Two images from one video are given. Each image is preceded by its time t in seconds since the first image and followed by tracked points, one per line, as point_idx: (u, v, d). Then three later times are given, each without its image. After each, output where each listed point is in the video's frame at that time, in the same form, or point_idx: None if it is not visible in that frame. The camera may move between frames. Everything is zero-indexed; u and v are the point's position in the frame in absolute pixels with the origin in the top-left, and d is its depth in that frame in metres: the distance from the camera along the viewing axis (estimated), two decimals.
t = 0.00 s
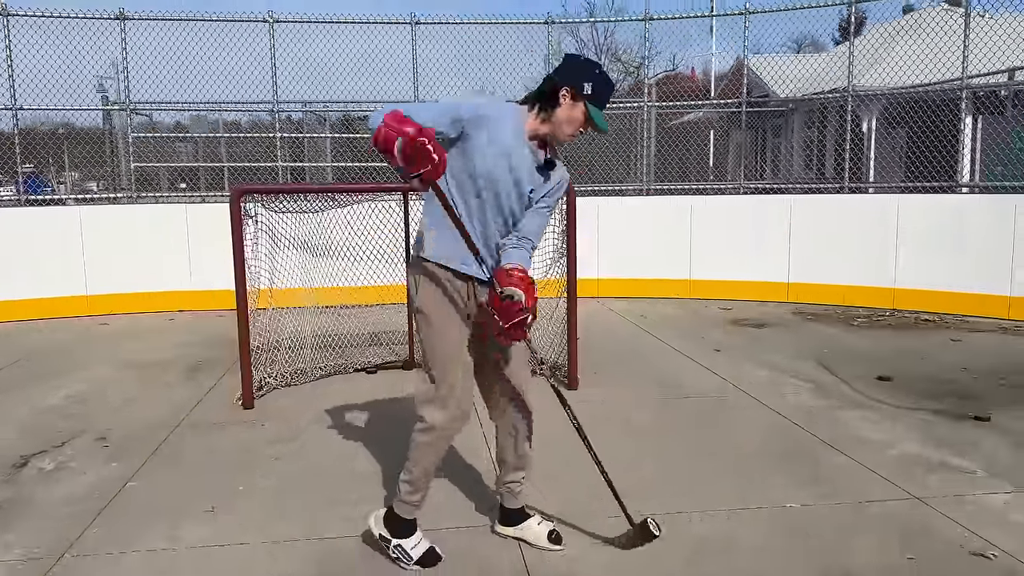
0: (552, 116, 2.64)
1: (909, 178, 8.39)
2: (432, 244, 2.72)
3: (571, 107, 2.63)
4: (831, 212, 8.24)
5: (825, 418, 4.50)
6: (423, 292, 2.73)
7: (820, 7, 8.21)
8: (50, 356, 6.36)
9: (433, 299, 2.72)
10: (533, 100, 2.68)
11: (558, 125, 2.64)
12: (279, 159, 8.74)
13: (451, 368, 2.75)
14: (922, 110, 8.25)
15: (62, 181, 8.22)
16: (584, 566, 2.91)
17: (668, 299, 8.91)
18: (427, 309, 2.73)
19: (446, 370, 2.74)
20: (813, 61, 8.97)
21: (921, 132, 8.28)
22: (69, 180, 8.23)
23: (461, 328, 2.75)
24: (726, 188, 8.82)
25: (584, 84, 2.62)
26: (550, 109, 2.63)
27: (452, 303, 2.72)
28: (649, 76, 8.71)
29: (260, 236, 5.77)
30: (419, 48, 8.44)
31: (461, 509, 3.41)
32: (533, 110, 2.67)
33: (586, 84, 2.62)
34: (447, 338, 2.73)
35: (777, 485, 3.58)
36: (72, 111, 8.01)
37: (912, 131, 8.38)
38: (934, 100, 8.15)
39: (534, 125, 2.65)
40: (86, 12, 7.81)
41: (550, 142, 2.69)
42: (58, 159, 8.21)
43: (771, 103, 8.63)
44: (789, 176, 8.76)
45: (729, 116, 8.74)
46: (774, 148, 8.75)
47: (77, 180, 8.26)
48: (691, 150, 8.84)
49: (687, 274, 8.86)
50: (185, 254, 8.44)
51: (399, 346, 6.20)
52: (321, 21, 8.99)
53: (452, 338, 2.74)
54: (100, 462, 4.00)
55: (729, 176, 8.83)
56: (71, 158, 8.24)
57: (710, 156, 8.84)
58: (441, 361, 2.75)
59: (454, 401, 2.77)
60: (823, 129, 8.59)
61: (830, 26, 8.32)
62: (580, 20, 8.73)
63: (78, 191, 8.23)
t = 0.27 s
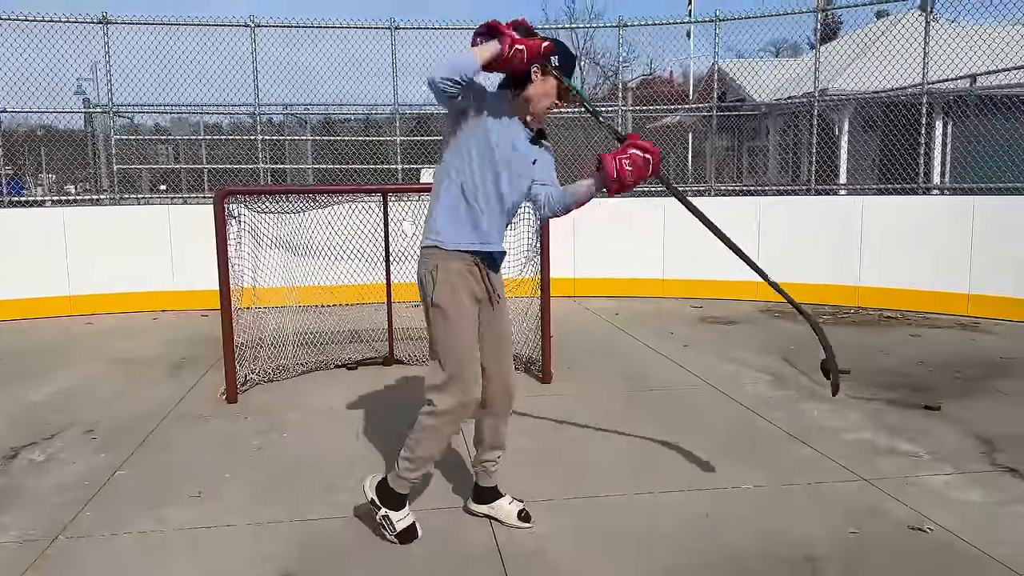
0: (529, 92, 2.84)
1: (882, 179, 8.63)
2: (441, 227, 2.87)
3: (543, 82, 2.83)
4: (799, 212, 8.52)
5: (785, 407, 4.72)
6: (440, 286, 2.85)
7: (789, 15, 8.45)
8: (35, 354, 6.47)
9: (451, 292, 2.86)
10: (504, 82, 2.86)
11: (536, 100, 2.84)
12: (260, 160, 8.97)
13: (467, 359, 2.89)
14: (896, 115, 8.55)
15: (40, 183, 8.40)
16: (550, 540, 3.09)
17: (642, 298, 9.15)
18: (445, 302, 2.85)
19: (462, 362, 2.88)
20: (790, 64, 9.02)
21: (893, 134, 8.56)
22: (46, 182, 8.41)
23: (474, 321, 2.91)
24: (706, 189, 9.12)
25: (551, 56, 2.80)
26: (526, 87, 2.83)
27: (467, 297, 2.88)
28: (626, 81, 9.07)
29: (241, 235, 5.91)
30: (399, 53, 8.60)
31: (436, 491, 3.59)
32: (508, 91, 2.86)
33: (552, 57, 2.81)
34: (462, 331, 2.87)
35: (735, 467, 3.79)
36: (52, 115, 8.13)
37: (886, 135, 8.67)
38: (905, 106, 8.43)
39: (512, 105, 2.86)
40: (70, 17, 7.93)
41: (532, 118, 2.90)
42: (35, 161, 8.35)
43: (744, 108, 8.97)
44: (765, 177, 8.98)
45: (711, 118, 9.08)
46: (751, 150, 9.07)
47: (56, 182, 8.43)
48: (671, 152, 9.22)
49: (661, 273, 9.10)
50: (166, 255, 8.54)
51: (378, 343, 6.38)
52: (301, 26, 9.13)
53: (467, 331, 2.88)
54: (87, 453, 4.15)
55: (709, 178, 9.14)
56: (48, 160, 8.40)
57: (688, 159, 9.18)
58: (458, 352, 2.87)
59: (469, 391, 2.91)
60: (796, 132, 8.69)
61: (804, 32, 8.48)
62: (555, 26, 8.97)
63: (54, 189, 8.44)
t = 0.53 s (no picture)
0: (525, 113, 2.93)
1: (867, 187, 8.82)
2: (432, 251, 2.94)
3: (534, 100, 2.93)
4: (779, 220, 8.73)
5: (758, 407, 4.91)
6: (443, 297, 2.89)
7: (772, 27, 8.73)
8: (30, 359, 6.60)
9: (453, 302, 2.92)
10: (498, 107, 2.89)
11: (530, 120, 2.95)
12: (253, 169, 9.11)
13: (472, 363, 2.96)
14: (878, 122, 8.71)
15: (28, 188, 8.46)
16: (527, 532, 3.26)
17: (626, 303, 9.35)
18: (450, 311, 2.90)
19: (467, 364, 2.95)
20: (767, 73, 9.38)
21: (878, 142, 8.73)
22: (36, 187, 8.47)
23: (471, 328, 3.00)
24: (691, 198, 9.25)
25: (540, 74, 2.90)
26: (520, 109, 2.91)
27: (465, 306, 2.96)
28: (616, 87, 9.23)
29: (234, 243, 6.08)
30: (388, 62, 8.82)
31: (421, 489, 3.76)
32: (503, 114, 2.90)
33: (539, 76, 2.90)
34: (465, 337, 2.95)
35: (706, 464, 3.97)
36: (45, 123, 8.27)
37: (871, 142, 8.82)
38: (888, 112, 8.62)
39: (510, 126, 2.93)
40: (64, 27, 8.09)
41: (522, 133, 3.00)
42: (24, 168, 8.44)
43: (725, 118, 9.14)
44: (752, 184, 9.01)
45: (697, 126, 9.25)
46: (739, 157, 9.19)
47: (45, 187, 8.50)
48: (660, 158, 9.41)
49: (645, 278, 9.30)
50: (159, 261, 8.68)
51: (366, 347, 6.54)
52: (292, 35, 9.30)
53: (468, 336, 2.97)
54: (85, 454, 4.32)
55: (694, 187, 9.26)
56: (37, 166, 8.47)
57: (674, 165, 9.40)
58: (464, 358, 2.94)
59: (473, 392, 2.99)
60: (783, 138, 8.93)
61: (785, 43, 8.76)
62: (542, 36, 9.18)
63: (46, 196, 8.47)
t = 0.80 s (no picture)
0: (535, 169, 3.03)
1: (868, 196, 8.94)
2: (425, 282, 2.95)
3: (543, 154, 3.03)
4: (776, 228, 8.86)
5: (753, 412, 5.03)
6: (457, 321, 2.95)
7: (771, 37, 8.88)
8: (41, 365, 6.73)
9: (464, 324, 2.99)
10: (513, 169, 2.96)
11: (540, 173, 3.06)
12: (258, 178, 9.27)
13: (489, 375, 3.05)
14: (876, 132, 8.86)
15: (29, 196, 8.58)
16: (528, 531, 3.38)
17: (626, 310, 9.47)
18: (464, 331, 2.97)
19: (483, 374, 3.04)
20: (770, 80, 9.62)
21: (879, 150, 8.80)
22: (37, 195, 8.61)
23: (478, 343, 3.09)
24: (689, 206, 9.43)
25: (546, 130, 3.00)
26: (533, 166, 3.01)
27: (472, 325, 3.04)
28: (617, 96, 9.67)
29: (242, 251, 6.22)
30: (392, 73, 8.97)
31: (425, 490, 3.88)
32: (519, 175, 2.98)
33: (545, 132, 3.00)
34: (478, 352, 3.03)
35: (703, 466, 4.09)
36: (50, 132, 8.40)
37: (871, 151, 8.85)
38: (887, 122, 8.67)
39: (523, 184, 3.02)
40: (74, 38, 8.24)
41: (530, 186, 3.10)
42: (25, 175, 8.50)
43: (725, 128, 9.24)
44: (751, 192, 9.35)
45: (695, 134, 9.34)
46: (738, 164, 9.41)
47: (46, 195, 8.65)
48: (661, 166, 9.51)
49: (644, 285, 9.44)
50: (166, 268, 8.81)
51: (370, 352, 6.67)
52: (297, 47, 9.46)
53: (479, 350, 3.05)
54: (99, 457, 4.45)
55: (694, 196, 9.48)
56: (40, 172, 8.58)
57: (673, 173, 9.50)
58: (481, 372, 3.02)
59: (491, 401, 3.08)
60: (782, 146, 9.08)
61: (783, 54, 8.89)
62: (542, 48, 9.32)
63: (47, 203, 8.69)
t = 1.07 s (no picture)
0: (500, 155, 3.20)
1: (875, 203, 9.09)
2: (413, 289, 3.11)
3: (508, 141, 3.20)
4: (786, 235, 8.95)
5: (762, 414, 5.13)
6: (446, 323, 3.06)
7: (781, 46, 9.02)
8: (65, 367, 6.90)
9: (455, 326, 3.09)
10: (476, 154, 3.14)
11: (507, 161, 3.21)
12: (276, 185, 9.47)
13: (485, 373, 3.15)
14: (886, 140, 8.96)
15: (45, 202, 8.72)
16: (543, 526, 3.48)
17: (637, 315, 9.58)
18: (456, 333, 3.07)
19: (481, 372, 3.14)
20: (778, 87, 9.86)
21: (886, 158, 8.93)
22: (52, 202, 8.76)
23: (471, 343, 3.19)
24: (699, 215, 9.57)
25: (512, 117, 3.18)
26: (496, 153, 3.18)
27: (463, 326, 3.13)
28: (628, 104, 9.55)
29: (263, 255, 6.38)
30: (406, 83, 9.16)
31: (444, 485, 4.00)
32: (482, 161, 3.15)
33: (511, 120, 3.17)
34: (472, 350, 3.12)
35: (713, 465, 4.19)
36: (69, 139, 8.57)
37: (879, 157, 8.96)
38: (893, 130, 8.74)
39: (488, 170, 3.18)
40: (97, 49, 8.46)
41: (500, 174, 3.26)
42: (40, 182, 8.66)
43: (735, 135, 9.32)
44: (760, 200, 9.33)
45: (705, 142, 9.48)
46: (747, 174, 9.42)
47: (61, 202, 8.81)
48: (671, 172, 9.64)
49: (654, 291, 9.55)
50: (184, 273, 8.98)
51: (386, 356, 6.80)
52: (313, 57, 9.67)
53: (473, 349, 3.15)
54: (127, 455, 4.59)
55: (703, 204, 9.55)
56: (54, 180, 8.74)
57: (684, 180, 9.60)
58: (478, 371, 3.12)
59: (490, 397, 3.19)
60: (792, 153, 9.17)
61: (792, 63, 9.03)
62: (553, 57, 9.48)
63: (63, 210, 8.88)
